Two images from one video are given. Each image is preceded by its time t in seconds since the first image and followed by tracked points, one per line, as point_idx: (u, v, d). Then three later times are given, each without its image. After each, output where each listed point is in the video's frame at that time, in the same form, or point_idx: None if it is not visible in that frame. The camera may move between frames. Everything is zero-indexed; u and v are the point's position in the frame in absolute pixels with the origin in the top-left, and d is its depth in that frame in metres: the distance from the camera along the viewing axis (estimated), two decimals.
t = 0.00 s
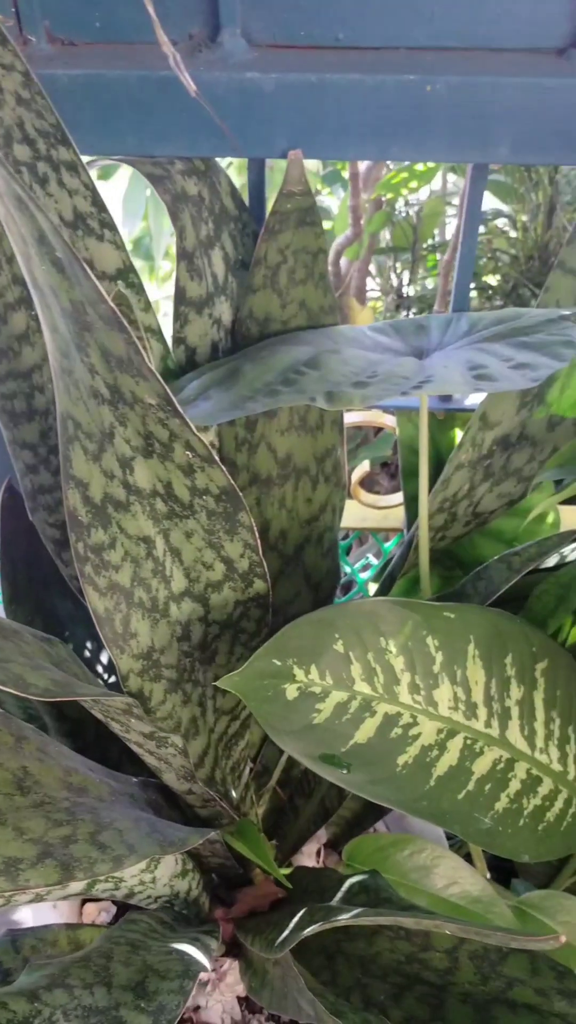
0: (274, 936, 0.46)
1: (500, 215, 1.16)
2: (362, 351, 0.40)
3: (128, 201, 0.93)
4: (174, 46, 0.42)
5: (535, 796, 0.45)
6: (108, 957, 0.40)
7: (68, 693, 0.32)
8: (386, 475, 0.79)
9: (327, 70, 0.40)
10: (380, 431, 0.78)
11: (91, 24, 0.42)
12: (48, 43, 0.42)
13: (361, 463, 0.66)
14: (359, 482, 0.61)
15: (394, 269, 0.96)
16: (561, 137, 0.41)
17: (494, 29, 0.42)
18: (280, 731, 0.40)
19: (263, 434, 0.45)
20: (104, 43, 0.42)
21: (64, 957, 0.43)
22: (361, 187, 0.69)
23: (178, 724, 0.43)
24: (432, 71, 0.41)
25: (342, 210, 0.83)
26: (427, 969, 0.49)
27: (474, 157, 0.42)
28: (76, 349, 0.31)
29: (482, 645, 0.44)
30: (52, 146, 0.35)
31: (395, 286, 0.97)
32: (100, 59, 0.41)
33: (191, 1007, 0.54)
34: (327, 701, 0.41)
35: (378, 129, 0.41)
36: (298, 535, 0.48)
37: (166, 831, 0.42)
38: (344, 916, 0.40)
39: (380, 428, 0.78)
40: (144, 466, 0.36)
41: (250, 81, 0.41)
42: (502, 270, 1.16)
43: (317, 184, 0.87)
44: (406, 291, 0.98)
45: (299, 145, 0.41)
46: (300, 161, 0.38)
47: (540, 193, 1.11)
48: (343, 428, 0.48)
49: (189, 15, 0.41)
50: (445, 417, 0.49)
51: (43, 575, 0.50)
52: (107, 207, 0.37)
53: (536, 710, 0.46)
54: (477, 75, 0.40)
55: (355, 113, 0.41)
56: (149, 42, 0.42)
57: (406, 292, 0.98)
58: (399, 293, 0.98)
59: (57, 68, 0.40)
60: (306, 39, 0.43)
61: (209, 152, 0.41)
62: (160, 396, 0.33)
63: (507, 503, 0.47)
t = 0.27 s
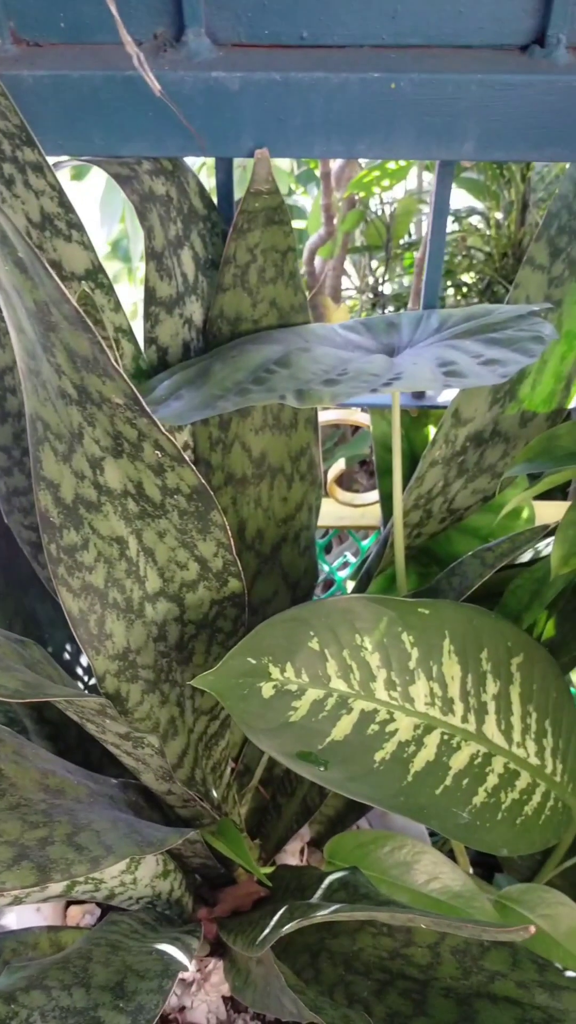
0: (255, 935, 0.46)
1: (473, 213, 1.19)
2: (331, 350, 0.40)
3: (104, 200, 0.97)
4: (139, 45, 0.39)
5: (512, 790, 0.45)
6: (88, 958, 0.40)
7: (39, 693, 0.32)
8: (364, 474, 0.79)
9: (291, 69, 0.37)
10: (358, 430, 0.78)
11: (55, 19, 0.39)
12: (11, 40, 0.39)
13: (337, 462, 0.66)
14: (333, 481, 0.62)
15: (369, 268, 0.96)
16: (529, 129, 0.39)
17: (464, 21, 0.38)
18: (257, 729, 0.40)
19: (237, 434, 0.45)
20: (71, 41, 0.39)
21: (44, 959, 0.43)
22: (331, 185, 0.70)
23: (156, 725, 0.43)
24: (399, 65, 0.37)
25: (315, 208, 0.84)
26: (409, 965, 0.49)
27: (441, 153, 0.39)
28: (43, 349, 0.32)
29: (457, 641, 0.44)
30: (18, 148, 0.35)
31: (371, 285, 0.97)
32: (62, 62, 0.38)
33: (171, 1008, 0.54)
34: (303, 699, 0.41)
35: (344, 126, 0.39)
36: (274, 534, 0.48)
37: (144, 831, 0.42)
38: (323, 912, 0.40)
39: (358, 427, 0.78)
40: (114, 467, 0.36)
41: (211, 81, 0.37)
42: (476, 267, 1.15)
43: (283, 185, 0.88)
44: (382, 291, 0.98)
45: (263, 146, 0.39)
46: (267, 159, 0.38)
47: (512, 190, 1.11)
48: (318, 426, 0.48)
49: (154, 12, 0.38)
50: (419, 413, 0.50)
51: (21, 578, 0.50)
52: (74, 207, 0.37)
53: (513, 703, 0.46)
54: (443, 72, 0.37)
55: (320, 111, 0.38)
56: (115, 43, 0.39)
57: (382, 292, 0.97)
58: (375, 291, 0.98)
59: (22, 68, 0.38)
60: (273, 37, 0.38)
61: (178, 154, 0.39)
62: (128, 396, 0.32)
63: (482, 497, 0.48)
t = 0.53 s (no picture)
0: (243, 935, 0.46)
1: (457, 212, 1.18)
2: (313, 349, 0.40)
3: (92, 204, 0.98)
4: (118, 46, 0.39)
5: (499, 787, 0.46)
6: (74, 959, 0.40)
7: (21, 694, 0.32)
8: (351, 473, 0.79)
9: (268, 69, 0.37)
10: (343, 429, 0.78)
11: (34, 21, 0.39)
12: None
13: (322, 462, 0.66)
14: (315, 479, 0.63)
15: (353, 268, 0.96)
16: (505, 127, 0.39)
17: (440, 19, 0.38)
18: (242, 728, 0.40)
19: (220, 434, 0.45)
20: (50, 42, 0.39)
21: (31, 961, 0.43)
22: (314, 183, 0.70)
23: (142, 725, 0.43)
24: (376, 64, 0.38)
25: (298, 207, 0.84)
26: (397, 963, 0.49)
27: (420, 151, 0.40)
28: (23, 351, 0.32)
29: (442, 638, 0.44)
30: None
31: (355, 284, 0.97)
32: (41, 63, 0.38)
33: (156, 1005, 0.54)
34: (288, 698, 0.41)
35: (323, 126, 0.39)
36: (259, 533, 0.48)
37: (130, 832, 0.42)
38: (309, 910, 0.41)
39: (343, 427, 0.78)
40: (96, 467, 0.36)
41: (190, 81, 0.37)
42: (459, 266, 1.14)
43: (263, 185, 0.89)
44: (367, 292, 0.98)
45: (243, 146, 0.39)
46: (247, 159, 0.38)
47: (494, 190, 1.11)
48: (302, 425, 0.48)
49: (132, 12, 0.38)
50: (402, 412, 0.50)
51: (7, 579, 0.50)
52: (53, 207, 0.37)
53: (498, 700, 0.46)
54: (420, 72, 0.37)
55: (298, 111, 0.38)
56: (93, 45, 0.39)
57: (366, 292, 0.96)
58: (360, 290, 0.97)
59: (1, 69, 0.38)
60: (251, 38, 0.38)
61: (157, 154, 0.39)
62: (107, 396, 0.32)
63: (465, 497, 0.48)
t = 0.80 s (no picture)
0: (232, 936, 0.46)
1: (442, 213, 1.15)
2: (295, 349, 0.40)
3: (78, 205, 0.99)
4: (98, 47, 0.38)
5: (486, 785, 0.46)
6: (61, 961, 0.40)
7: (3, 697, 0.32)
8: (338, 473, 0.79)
9: (248, 69, 0.37)
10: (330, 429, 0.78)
11: (13, 22, 0.38)
12: None
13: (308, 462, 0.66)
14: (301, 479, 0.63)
15: (338, 268, 0.96)
16: (486, 127, 0.39)
17: (420, 20, 0.38)
18: (228, 729, 0.40)
19: (205, 435, 0.45)
20: (29, 44, 0.39)
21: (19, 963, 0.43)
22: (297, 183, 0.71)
23: (128, 727, 0.43)
24: (356, 64, 0.38)
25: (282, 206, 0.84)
26: (387, 962, 0.49)
27: (401, 151, 0.40)
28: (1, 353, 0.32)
29: (428, 637, 0.44)
30: None
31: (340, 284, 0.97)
32: (21, 64, 0.38)
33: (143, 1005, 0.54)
34: (274, 698, 0.41)
35: (303, 125, 0.39)
36: (246, 534, 0.48)
37: (117, 834, 0.41)
38: (296, 909, 0.40)
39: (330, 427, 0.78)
40: (78, 469, 0.36)
41: (170, 81, 0.37)
42: (445, 267, 1.11)
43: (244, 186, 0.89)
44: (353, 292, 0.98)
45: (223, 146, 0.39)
46: (228, 159, 0.38)
47: (479, 189, 1.07)
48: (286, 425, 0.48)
49: (111, 13, 0.38)
50: (387, 413, 0.50)
51: None
52: (33, 208, 0.36)
53: (484, 699, 0.47)
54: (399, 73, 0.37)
55: (279, 111, 0.38)
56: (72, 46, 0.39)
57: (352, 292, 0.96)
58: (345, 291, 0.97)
59: None
60: (231, 38, 0.38)
61: (138, 155, 0.39)
62: (88, 397, 0.32)
63: (450, 496, 0.48)
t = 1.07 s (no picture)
0: (222, 936, 0.46)
1: (427, 213, 1.13)
2: (279, 350, 0.41)
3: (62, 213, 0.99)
4: (78, 50, 0.39)
5: (473, 784, 0.46)
6: (48, 965, 0.40)
7: None
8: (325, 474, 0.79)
9: (229, 71, 0.37)
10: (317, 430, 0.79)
11: None
12: None
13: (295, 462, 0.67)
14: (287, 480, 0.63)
15: (325, 268, 0.96)
16: (466, 128, 0.39)
17: (400, 23, 0.38)
18: (215, 731, 0.40)
19: (191, 435, 0.45)
20: (10, 47, 0.39)
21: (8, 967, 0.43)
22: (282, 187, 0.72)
23: (116, 731, 0.43)
24: (337, 66, 0.38)
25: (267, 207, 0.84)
26: (377, 962, 0.49)
27: (382, 151, 0.40)
28: None
29: (414, 637, 0.44)
30: None
31: (326, 285, 0.97)
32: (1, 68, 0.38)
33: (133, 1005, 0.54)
34: (261, 699, 0.41)
35: (284, 128, 0.39)
36: (233, 535, 0.48)
37: (104, 836, 0.41)
38: (283, 910, 0.40)
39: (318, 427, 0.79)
40: (61, 473, 0.36)
41: (150, 84, 0.38)
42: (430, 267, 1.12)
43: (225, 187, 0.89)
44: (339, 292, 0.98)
45: (205, 148, 0.39)
46: (209, 161, 0.38)
47: (463, 190, 1.07)
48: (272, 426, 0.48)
49: (91, 17, 0.38)
50: (372, 413, 0.50)
51: None
52: (15, 212, 0.36)
53: (471, 698, 0.47)
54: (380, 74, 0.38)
55: (260, 114, 0.39)
56: (52, 49, 0.39)
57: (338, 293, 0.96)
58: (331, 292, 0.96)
59: None
60: (211, 40, 0.38)
61: (120, 158, 0.39)
62: (69, 399, 0.32)
63: (436, 496, 0.48)
